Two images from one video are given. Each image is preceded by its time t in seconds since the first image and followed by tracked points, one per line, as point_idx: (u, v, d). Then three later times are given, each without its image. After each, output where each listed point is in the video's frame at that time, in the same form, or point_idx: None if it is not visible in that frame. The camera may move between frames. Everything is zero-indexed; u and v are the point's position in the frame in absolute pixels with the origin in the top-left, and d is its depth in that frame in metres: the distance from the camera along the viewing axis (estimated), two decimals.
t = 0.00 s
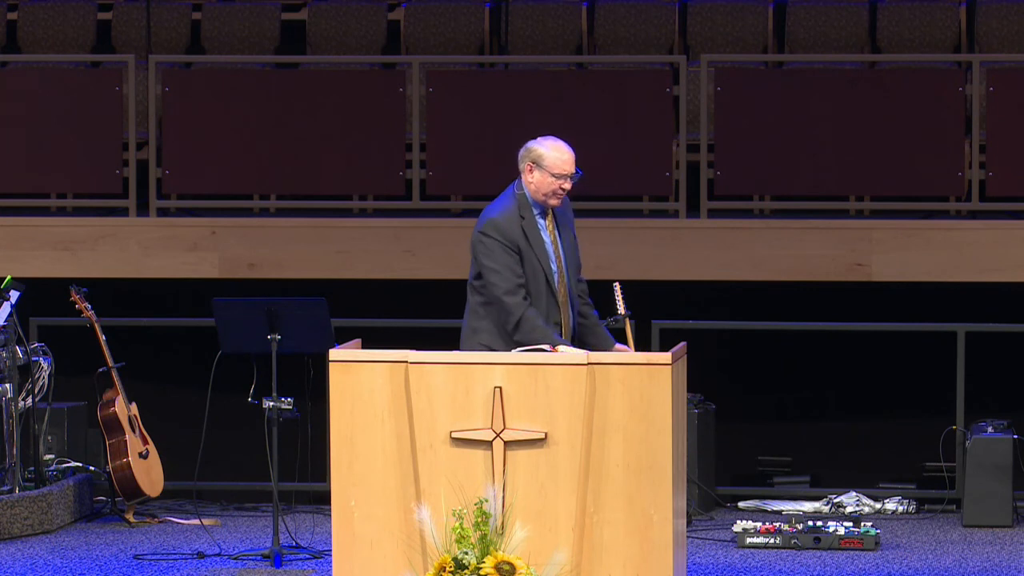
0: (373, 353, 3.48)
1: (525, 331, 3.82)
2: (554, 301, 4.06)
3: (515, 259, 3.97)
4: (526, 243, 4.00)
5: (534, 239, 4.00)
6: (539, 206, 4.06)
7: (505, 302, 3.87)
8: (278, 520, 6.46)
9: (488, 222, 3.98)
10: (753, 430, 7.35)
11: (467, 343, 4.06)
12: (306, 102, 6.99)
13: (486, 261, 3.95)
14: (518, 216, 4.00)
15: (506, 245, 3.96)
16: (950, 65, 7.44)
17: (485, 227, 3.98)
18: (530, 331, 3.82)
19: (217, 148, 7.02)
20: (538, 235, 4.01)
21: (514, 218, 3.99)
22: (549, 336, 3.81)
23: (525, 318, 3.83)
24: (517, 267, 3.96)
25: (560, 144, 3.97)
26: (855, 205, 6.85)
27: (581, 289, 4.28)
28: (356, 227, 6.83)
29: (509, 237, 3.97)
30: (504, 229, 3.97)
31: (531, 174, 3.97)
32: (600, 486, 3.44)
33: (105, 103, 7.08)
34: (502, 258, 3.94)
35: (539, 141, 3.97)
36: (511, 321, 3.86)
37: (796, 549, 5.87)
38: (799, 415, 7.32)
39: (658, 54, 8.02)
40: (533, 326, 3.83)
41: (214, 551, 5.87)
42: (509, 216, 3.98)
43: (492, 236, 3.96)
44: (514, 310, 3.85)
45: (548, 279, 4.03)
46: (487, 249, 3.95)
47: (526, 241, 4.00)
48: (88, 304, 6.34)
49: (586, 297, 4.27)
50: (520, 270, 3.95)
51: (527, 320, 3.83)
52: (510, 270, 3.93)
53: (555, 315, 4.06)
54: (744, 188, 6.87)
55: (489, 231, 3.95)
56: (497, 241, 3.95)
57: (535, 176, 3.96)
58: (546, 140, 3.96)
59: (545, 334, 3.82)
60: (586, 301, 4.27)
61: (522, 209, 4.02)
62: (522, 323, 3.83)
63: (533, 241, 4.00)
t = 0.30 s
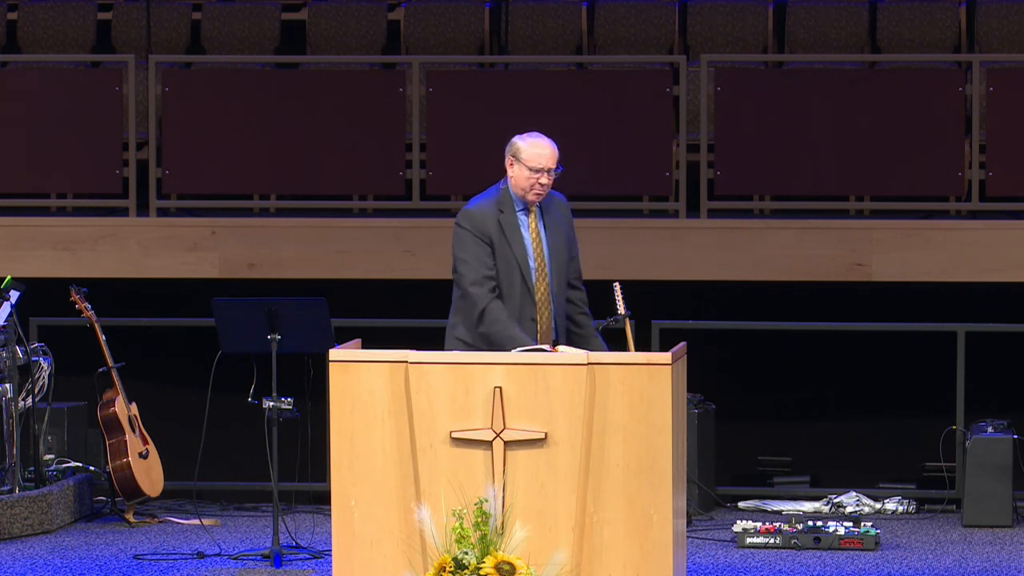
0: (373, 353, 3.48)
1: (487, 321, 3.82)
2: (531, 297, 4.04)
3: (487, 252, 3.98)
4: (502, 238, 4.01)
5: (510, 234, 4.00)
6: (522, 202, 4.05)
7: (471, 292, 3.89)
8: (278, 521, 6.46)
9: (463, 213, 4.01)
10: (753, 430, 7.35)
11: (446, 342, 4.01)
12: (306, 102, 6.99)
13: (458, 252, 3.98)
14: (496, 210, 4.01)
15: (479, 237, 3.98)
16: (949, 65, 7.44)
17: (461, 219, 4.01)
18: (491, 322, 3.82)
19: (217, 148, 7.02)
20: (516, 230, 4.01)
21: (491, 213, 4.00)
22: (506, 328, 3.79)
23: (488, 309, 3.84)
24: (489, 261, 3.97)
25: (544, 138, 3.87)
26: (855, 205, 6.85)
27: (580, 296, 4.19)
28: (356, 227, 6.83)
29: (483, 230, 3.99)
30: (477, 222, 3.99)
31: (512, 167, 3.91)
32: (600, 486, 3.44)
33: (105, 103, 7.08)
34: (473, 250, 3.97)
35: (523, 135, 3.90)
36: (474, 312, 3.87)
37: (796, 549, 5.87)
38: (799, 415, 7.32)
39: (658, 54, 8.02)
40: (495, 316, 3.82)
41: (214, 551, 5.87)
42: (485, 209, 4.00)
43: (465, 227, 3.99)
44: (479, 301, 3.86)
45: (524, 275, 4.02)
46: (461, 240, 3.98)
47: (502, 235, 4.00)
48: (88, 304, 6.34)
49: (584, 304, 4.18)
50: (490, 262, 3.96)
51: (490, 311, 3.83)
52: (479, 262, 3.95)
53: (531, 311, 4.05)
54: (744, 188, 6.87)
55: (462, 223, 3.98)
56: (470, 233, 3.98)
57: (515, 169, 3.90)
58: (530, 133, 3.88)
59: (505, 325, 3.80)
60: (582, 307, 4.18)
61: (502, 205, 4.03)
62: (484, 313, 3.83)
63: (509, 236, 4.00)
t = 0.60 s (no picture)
0: (373, 353, 3.48)
1: (451, 319, 3.83)
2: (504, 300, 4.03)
3: (460, 252, 3.99)
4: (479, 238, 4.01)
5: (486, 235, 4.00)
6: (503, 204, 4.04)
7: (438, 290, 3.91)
8: (278, 520, 6.46)
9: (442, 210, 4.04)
10: (753, 430, 7.35)
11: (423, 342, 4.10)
12: (306, 102, 6.99)
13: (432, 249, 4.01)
14: (474, 210, 4.02)
15: (453, 236, 4.00)
16: (949, 65, 7.44)
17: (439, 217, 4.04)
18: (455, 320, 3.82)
19: (218, 148, 7.02)
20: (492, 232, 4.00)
21: (469, 213, 4.01)
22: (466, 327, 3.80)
23: (453, 307, 3.85)
24: (461, 261, 3.98)
25: (527, 140, 3.86)
26: (855, 205, 6.85)
27: (567, 302, 4.19)
28: (356, 227, 6.83)
29: (458, 229, 4.00)
30: (453, 220, 4.00)
31: (496, 170, 3.90)
32: (600, 485, 3.44)
33: (105, 103, 7.08)
34: (447, 248, 3.99)
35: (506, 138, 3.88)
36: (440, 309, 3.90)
37: (796, 549, 5.87)
38: (799, 415, 7.32)
39: (658, 54, 8.02)
40: (460, 314, 3.83)
41: (214, 551, 5.87)
42: (462, 208, 4.02)
43: (441, 225, 4.01)
44: (445, 299, 3.88)
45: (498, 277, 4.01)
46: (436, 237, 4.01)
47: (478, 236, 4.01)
48: (88, 304, 6.34)
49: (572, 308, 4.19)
50: (462, 262, 3.98)
51: (456, 309, 3.84)
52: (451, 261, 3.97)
53: (502, 314, 4.04)
54: (744, 188, 6.87)
55: (437, 221, 4.01)
56: (445, 232, 4.00)
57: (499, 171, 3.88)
58: (512, 135, 3.86)
59: (468, 321, 3.81)
60: (570, 315, 4.18)
61: (480, 205, 4.03)
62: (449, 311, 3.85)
63: (484, 237, 4.01)
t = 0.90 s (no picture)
0: (373, 353, 3.48)
1: (439, 319, 3.86)
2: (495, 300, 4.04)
3: (451, 251, 4.00)
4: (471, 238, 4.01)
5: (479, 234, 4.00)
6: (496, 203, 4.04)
7: (427, 290, 3.94)
8: (278, 520, 6.46)
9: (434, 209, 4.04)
10: (753, 430, 7.35)
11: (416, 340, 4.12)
12: (306, 102, 6.99)
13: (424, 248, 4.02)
14: (466, 209, 4.02)
15: (445, 235, 4.00)
16: (949, 65, 7.44)
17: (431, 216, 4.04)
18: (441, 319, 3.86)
19: (218, 148, 7.02)
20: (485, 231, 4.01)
21: (461, 212, 4.01)
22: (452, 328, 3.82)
23: (441, 307, 3.88)
24: (452, 260, 3.99)
25: (517, 139, 3.85)
26: (855, 205, 6.85)
27: (562, 297, 4.18)
28: (356, 227, 6.83)
29: (449, 228, 4.00)
30: (445, 220, 4.01)
31: (489, 169, 3.91)
32: (600, 485, 3.44)
33: (105, 103, 7.08)
34: (438, 248, 4.00)
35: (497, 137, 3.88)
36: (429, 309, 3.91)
37: (796, 549, 5.87)
38: (799, 415, 7.32)
39: (658, 54, 8.02)
40: (447, 315, 3.86)
41: (214, 551, 5.87)
42: (453, 208, 4.01)
43: (433, 224, 4.02)
44: (433, 299, 3.91)
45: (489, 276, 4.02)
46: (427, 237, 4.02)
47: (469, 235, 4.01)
48: (88, 304, 6.34)
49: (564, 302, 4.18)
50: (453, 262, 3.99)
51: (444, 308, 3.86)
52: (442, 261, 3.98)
53: (494, 314, 4.04)
54: (744, 188, 6.87)
55: (429, 220, 4.02)
56: (436, 231, 4.01)
57: (492, 171, 3.89)
58: (503, 135, 3.87)
59: (454, 322, 3.84)
60: (560, 307, 4.16)
61: (472, 204, 4.04)
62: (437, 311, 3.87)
63: (476, 235, 4.02)
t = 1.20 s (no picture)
0: (373, 353, 3.48)
1: (448, 318, 3.85)
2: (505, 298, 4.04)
3: (460, 251, 4.01)
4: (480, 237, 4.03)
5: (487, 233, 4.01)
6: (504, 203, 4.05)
7: (437, 290, 3.94)
8: (278, 520, 6.46)
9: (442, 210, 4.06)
10: (753, 430, 7.34)
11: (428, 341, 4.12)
12: (306, 102, 6.99)
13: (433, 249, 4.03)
14: (474, 209, 4.04)
15: (453, 235, 4.02)
16: (949, 65, 7.45)
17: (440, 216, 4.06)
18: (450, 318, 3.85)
19: (218, 148, 7.02)
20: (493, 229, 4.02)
21: (469, 211, 4.03)
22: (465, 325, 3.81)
23: (450, 306, 3.87)
24: (461, 260, 4.00)
25: (527, 137, 3.86)
26: (855, 205, 6.85)
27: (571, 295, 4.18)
28: (356, 227, 6.83)
29: (457, 228, 4.02)
30: (453, 220, 4.02)
31: (496, 168, 3.91)
32: (600, 485, 3.43)
33: (105, 103, 7.07)
34: (447, 247, 4.01)
35: (505, 137, 3.89)
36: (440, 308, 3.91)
37: (796, 549, 5.87)
38: (799, 415, 7.32)
39: (658, 54, 8.02)
40: (457, 314, 3.84)
41: (214, 551, 5.87)
42: (461, 207, 4.03)
43: (441, 225, 4.03)
44: (444, 299, 3.89)
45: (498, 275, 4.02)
46: (437, 236, 4.03)
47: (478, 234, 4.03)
48: (88, 304, 6.34)
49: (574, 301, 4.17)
50: (462, 261, 3.99)
51: (454, 307, 3.86)
52: (451, 260, 3.99)
53: (504, 312, 4.05)
54: (744, 188, 6.87)
55: (438, 220, 4.03)
56: (444, 231, 4.02)
57: (500, 169, 3.89)
58: (510, 134, 3.88)
59: (463, 320, 3.82)
60: (572, 307, 4.16)
61: (480, 204, 4.05)
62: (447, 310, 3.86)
63: (485, 234, 4.02)
